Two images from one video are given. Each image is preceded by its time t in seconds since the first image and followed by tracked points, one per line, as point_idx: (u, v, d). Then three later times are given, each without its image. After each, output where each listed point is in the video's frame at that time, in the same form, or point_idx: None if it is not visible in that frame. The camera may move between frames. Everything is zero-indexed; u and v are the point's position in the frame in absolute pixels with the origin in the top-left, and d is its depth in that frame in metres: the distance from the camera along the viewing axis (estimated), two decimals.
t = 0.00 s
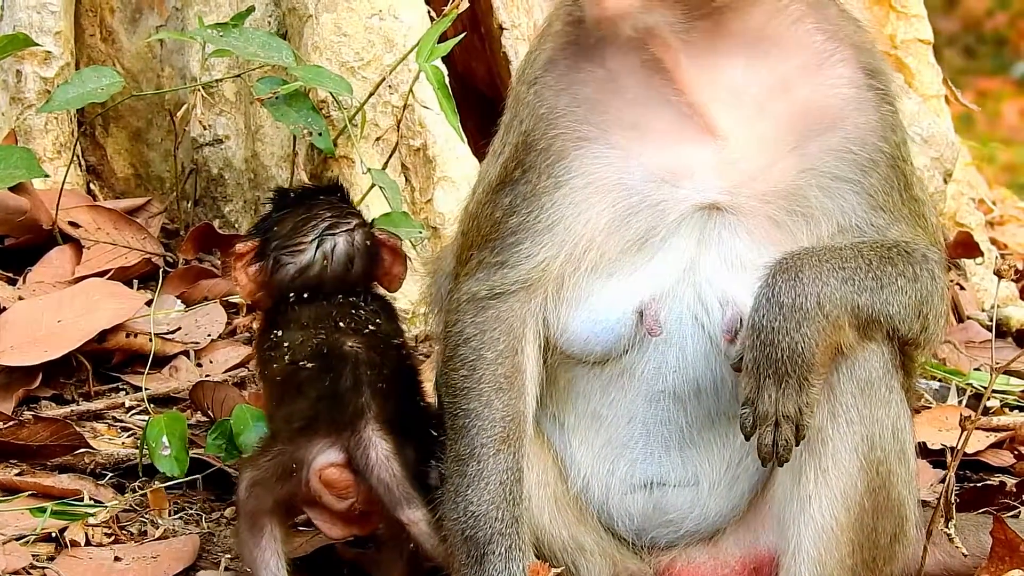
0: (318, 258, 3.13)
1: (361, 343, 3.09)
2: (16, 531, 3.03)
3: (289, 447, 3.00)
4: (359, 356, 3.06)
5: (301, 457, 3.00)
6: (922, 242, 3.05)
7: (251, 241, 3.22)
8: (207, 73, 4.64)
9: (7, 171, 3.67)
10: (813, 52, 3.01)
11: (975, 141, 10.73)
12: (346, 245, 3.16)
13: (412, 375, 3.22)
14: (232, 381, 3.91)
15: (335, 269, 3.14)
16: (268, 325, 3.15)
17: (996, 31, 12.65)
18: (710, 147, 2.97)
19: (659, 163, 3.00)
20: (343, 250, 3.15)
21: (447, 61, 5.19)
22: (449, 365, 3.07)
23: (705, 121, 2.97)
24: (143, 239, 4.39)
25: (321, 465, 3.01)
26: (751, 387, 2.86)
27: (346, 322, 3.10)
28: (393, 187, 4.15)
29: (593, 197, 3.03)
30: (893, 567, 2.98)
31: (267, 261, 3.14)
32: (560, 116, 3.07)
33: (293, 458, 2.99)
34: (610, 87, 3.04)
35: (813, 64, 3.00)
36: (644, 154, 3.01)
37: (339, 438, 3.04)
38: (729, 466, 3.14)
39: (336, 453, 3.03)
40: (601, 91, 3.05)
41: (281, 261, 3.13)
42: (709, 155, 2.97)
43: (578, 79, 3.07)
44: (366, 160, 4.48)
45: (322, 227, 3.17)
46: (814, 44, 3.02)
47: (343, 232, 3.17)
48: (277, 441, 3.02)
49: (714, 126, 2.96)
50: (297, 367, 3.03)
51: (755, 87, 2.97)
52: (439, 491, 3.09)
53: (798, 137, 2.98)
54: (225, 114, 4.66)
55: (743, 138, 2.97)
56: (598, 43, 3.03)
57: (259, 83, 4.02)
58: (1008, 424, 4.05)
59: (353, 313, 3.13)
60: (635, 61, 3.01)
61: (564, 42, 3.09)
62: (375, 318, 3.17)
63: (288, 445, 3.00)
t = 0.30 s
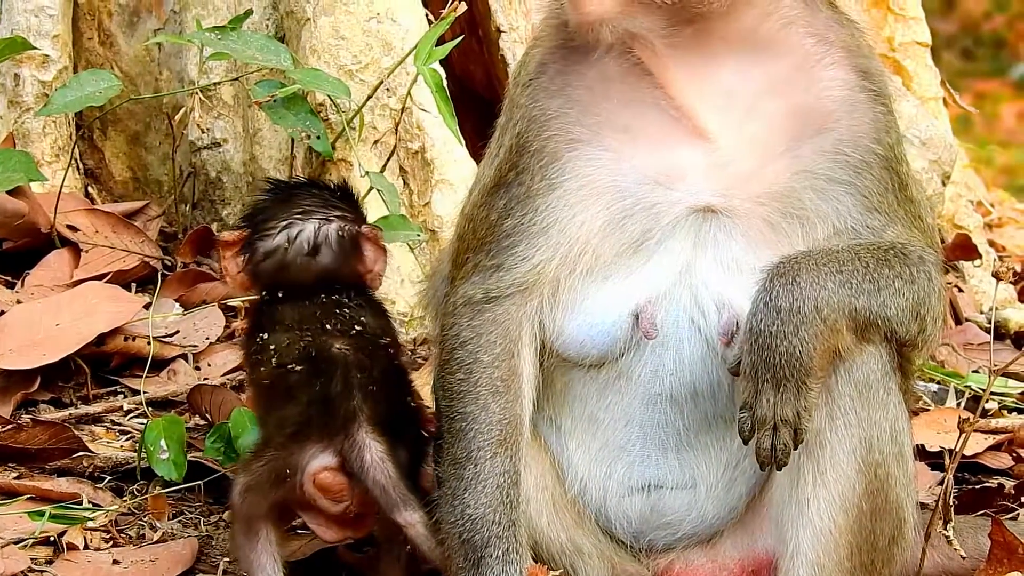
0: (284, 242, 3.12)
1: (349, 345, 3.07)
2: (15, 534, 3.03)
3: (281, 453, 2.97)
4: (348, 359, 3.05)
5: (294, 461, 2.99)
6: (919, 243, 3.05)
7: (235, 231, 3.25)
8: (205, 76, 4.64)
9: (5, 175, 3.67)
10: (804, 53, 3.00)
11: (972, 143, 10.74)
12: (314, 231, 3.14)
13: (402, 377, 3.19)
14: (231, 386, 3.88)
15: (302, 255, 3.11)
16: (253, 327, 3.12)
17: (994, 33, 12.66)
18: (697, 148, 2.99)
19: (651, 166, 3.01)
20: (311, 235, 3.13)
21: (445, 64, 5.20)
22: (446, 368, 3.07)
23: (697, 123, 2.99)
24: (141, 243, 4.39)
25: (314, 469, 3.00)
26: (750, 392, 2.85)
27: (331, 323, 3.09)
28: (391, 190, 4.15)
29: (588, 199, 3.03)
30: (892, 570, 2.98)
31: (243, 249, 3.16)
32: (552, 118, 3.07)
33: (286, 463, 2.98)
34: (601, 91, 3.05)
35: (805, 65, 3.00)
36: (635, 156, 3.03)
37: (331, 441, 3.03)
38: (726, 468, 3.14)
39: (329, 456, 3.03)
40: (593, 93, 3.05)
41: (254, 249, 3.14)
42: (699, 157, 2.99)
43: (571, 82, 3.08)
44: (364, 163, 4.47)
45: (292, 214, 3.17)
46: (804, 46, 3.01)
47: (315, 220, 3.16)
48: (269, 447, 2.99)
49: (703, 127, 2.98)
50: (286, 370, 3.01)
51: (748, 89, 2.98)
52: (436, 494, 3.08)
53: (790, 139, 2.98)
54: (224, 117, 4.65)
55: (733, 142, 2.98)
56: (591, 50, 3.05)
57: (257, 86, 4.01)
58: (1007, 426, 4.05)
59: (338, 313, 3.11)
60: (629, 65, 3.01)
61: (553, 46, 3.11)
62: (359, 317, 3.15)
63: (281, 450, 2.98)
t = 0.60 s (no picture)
0: (275, 237, 3.09)
1: (340, 346, 3.03)
2: (14, 535, 3.03)
3: (275, 457, 2.96)
4: (340, 359, 3.01)
5: (288, 463, 2.97)
6: (917, 244, 3.05)
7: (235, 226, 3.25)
8: (203, 77, 4.65)
9: (4, 177, 3.67)
10: (800, 54, 3.00)
11: (971, 144, 10.75)
12: (307, 228, 3.10)
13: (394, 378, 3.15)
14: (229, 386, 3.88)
15: (292, 252, 3.07)
16: (247, 329, 3.12)
17: (993, 34, 12.67)
18: (693, 148, 2.99)
19: (648, 166, 3.01)
20: (302, 232, 3.10)
21: (444, 65, 5.20)
22: (443, 369, 3.07)
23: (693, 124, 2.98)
24: (140, 244, 4.39)
25: (309, 472, 2.98)
26: (748, 394, 2.85)
27: (321, 324, 3.04)
28: (390, 192, 4.15)
29: (585, 199, 3.03)
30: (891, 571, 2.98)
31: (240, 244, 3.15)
32: (548, 118, 3.08)
33: (281, 465, 2.96)
34: (597, 91, 3.06)
35: (800, 65, 2.99)
36: (631, 155, 3.03)
37: (324, 443, 3.00)
38: (725, 469, 3.14)
39: (324, 459, 2.99)
40: (590, 91, 3.06)
41: (248, 245, 3.12)
42: (695, 157, 2.99)
43: (566, 82, 3.09)
44: (363, 164, 4.48)
45: (287, 209, 3.14)
46: (799, 46, 3.01)
47: (308, 217, 3.13)
48: (263, 451, 2.98)
49: (700, 129, 2.98)
50: (277, 373, 2.99)
51: (744, 89, 2.98)
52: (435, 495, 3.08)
53: (786, 140, 2.99)
54: (222, 118, 4.67)
55: (729, 144, 2.98)
56: (589, 53, 3.06)
57: (256, 87, 4.01)
58: (1006, 428, 4.05)
59: (328, 314, 3.07)
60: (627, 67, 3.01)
61: (548, 46, 3.13)
62: (347, 318, 3.10)
63: (275, 454, 2.96)
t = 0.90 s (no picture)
0: (279, 227, 3.12)
1: (338, 346, 3.03)
2: (13, 534, 3.03)
3: (273, 456, 2.97)
4: (337, 360, 3.01)
5: (286, 463, 2.97)
6: (915, 242, 3.05)
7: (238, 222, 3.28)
8: (202, 76, 4.65)
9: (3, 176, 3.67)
10: (796, 53, 3.00)
11: (970, 144, 10.75)
12: (311, 219, 3.15)
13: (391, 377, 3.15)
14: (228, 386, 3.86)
15: (296, 240, 3.11)
16: (245, 326, 3.14)
17: (992, 33, 12.67)
18: (689, 148, 3.00)
19: (644, 167, 3.01)
20: (307, 222, 3.14)
21: (442, 64, 5.22)
22: (440, 369, 3.07)
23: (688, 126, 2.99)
24: (139, 243, 4.40)
25: (307, 472, 2.97)
26: (745, 394, 2.85)
27: (319, 324, 3.05)
28: (388, 191, 4.15)
29: (582, 200, 3.03)
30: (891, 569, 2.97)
31: (244, 237, 3.18)
32: (543, 119, 3.07)
33: (280, 465, 2.96)
34: (593, 91, 3.05)
35: (796, 64, 2.99)
36: (627, 156, 3.03)
37: (322, 442, 2.98)
38: (724, 468, 3.13)
39: (322, 458, 2.98)
40: (586, 91, 3.06)
41: (252, 236, 3.15)
42: (690, 157, 2.99)
43: (563, 79, 3.08)
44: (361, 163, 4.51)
45: (291, 201, 3.18)
46: (796, 45, 3.00)
47: (313, 208, 3.17)
48: (262, 451, 2.99)
49: (695, 130, 2.99)
50: (275, 371, 3.00)
51: (740, 90, 2.98)
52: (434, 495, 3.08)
53: (783, 139, 2.99)
54: (221, 118, 4.68)
55: (723, 144, 2.98)
56: (583, 52, 3.05)
57: (254, 86, 4.05)
58: (1005, 426, 4.05)
59: (325, 313, 3.08)
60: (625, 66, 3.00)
61: (546, 45, 3.12)
62: (348, 314, 3.12)
63: (273, 453, 2.97)
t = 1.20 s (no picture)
0: (285, 223, 3.14)
1: (337, 346, 3.04)
2: (13, 534, 3.03)
3: (271, 458, 2.94)
4: (336, 360, 3.03)
5: (284, 464, 2.97)
6: (913, 241, 3.05)
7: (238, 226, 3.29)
8: (201, 76, 4.65)
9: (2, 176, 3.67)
10: (798, 53, 3.01)
11: (969, 142, 10.75)
12: (317, 214, 3.17)
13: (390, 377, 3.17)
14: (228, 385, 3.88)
15: (303, 236, 3.13)
16: (246, 325, 3.13)
17: (991, 32, 12.67)
18: (688, 150, 2.99)
19: (642, 169, 3.01)
20: (313, 218, 3.16)
21: (442, 63, 5.21)
22: (438, 370, 3.07)
23: (686, 130, 2.99)
24: (139, 243, 4.42)
25: (304, 473, 2.98)
26: (746, 392, 2.84)
27: (319, 324, 3.06)
28: (388, 190, 4.15)
29: (581, 200, 3.03)
30: (891, 566, 2.97)
31: (247, 237, 3.19)
32: (540, 121, 3.07)
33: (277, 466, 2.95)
34: (592, 93, 3.04)
35: (797, 66, 3.00)
36: (625, 158, 3.03)
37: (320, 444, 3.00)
38: (724, 467, 3.13)
39: (319, 459, 2.99)
40: (585, 94, 3.05)
41: (257, 235, 3.16)
42: (689, 158, 2.99)
43: (562, 80, 3.07)
44: (361, 163, 4.50)
45: (295, 199, 3.20)
46: (799, 45, 3.01)
47: (318, 205, 3.19)
48: (260, 451, 2.96)
49: (695, 132, 2.99)
50: (274, 372, 2.99)
51: (740, 92, 2.98)
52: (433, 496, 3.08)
53: (782, 140, 2.99)
54: (220, 117, 4.68)
55: (722, 146, 2.98)
56: (581, 52, 3.04)
57: (253, 86, 4.06)
58: (1004, 425, 4.05)
59: (325, 313, 3.08)
60: (626, 66, 2.99)
61: (547, 45, 3.10)
62: (348, 313, 3.13)
63: (271, 454, 2.95)
